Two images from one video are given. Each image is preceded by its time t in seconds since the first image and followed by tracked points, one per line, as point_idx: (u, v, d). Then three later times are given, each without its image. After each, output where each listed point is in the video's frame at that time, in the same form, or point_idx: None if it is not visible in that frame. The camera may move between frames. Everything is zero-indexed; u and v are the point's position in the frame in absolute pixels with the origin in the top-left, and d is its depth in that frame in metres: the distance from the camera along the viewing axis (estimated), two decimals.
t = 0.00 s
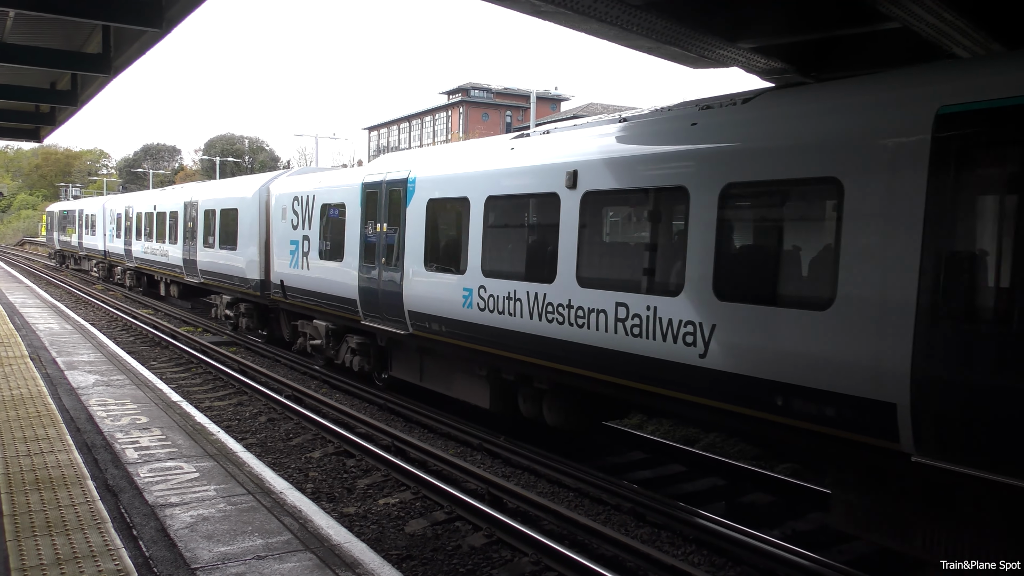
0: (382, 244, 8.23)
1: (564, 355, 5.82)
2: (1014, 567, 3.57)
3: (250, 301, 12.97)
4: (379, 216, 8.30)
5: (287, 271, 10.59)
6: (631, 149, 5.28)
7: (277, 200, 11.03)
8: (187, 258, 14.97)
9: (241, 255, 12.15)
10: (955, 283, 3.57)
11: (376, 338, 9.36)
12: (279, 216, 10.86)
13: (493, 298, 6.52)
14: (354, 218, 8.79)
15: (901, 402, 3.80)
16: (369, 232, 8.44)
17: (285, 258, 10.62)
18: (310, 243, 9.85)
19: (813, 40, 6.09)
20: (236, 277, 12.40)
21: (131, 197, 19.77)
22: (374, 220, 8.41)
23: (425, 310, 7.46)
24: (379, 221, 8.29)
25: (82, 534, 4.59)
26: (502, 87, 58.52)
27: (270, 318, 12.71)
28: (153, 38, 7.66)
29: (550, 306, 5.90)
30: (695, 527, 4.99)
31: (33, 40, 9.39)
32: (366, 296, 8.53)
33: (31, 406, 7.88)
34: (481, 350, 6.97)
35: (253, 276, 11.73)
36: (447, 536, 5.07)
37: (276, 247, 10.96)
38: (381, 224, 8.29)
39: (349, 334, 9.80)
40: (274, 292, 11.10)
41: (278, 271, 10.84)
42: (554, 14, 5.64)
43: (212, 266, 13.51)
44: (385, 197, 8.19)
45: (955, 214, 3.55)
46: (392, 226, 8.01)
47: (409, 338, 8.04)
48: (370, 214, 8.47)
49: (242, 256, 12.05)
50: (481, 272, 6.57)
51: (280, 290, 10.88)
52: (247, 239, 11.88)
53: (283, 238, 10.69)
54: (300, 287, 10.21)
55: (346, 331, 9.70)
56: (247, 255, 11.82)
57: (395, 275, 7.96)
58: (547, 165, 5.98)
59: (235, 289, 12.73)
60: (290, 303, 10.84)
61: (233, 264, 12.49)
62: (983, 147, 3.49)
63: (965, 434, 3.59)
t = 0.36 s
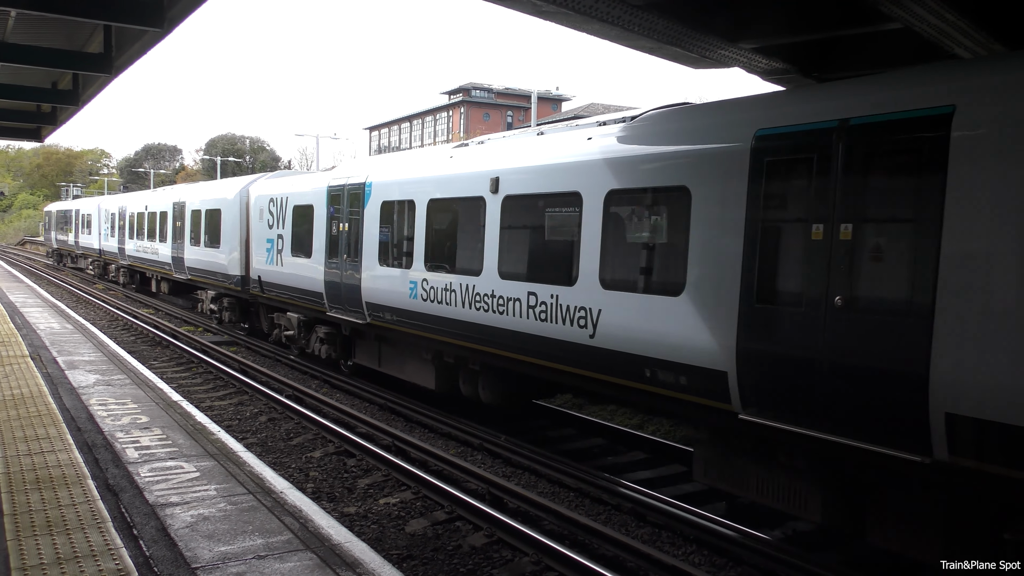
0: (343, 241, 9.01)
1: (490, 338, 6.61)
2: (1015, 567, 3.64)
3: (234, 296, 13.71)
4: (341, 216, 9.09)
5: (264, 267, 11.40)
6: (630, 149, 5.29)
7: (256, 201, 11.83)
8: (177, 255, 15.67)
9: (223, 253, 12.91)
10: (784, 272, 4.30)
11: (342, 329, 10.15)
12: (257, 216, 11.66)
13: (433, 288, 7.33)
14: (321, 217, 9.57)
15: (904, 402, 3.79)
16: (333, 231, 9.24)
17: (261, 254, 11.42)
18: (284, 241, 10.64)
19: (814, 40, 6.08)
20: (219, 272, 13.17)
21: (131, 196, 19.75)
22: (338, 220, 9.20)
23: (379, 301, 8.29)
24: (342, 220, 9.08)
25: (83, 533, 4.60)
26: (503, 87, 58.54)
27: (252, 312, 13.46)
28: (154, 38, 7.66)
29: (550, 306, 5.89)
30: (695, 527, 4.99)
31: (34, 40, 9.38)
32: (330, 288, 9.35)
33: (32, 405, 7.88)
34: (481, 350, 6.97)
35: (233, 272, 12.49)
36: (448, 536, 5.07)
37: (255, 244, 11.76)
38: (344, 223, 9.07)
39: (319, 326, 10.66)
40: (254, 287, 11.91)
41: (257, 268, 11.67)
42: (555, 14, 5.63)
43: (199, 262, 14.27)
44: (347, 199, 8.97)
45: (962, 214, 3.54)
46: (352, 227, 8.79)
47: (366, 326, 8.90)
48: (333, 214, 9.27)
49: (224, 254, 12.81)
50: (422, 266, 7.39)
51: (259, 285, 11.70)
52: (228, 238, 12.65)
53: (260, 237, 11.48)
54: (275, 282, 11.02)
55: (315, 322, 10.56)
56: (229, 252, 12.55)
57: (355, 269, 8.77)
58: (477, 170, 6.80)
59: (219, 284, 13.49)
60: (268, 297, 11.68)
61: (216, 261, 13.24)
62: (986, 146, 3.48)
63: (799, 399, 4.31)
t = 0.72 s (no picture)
0: (313, 238, 9.84)
1: (433, 324, 7.38)
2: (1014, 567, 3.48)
3: (219, 291, 14.54)
4: (310, 216, 9.93)
5: (246, 263, 12.29)
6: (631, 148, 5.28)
7: (237, 200, 12.64)
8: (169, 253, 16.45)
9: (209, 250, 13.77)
10: (659, 262, 5.02)
11: (314, 320, 10.96)
12: (239, 215, 12.52)
13: (387, 280, 8.13)
14: (294, 216, 10.41)
15: (907, 402, 3.77)
16: (304, 228, 10.07)
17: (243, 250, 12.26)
18: (263, 238, 11.47)
19: (816, 39, 6.07)
20: (205, 268, 14.04)
21: (131, 194, 19.76)
22: (308, 218, 10.02)
23: (343, 293, 9.09)
24: (311, 219, 9.92)
25: (84, 531, 4.60)
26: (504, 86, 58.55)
27: (236, 306, 14.13)
28: (156, 37, 7.66)
29: (551, 305, 5.89)
30: (697, 527, 4.98)
31: (36, 38, 9.39)
32: (303, 282, 10.15)
33: (33, 403, 7.89)
34: (482, 350, 6.98)
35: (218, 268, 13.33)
36: (449, 535, 5.07)
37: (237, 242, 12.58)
38: (313, 222, 9.87)
39: (296, 318, 11.42)
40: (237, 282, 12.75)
41: (239, 264, 12.53)
42: (557, 13, 5.63)
43: (188, 259, 15.11)
44: (316, 200, 9.81)
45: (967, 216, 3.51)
46: (320, 225, 9.64)
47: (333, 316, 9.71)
48: (304, 213, 10.08)
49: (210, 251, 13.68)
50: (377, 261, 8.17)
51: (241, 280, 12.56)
52: (214, 236, 13.51)
53: (241, 234, 12.37)
54: (255, 277, 11.88)
55: (290, 314, 11.32)
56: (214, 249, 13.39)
57: (322, 263, 9.61)
58: (426, 175, 7.59)
59: (205, 279, 14.34)
60: (249, 291, 12.49)
61: (202, 258, 14.10)
62: (989, 146, 3.47)
63: (670, 369, 5.02)
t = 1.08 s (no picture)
0: (286, 235, 10.56)
1: (404, 315, 7.86)
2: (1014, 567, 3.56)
3: (206, 285, 15.31)
4: (284, 214, 10.65)
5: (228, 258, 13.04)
6: (631, 147, 5.29)
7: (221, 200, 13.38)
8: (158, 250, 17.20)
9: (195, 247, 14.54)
10: (566, 255, 5.76)
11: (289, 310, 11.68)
12: (222, 213, 13.26)
13: (352, 273, 8.88)
14: (270, 214, 11.14)
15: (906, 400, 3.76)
16: (279, 225, 10.78)
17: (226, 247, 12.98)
18: (243, 236, 12.20)
19: (818, 37, 6.07)
20: (192, 264, 14.78)
21: (132, 194, 19.77)
22: (283, 216, 10.73)
23: (312, 285, 9.84)
24: (285, 217, 10.62)
25: (85, 530, 4.60)
26: (505, 84, 58.50)
27: (220, 299, 14.88)
28: (157, 35, 7.66)
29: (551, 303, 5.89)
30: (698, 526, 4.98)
31: (37, 37, 9.39)
32: (278, 276, 10.86)
33: (35, 402, 7.89)
34: (482, 348, 6.98)
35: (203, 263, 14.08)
36: (450, 533, 5.07)
37: (221, 240, 13.31)
38: (287, 220, 10.59)
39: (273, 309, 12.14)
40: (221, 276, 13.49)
41: (222, 259, 13.26)
42: (558, 11, 5.62)
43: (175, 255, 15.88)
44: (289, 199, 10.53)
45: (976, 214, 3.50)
46: (292, 223, 10.37)
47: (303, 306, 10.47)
48: (279, 212, 10.79)
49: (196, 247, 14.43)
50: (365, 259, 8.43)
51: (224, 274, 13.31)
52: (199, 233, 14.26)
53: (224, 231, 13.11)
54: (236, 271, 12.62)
55: (268, 306, 12.05)
56: (201, 246, 14.11)
57: (294, 257, 10.31)
58: (397, 175, 8.07)
59: (192, 274, 15.10)
60: (232, 284, 13.22)
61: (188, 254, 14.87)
62: (991, 143, 3.46)
63: (573, 346, 5.75)
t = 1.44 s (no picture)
0: (264, 232, 11.31)
1: (404, 316, 7.86)
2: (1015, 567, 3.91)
3: (193, 280, 16.13)
4: (261, 213, 11.40)
5: (212, 255, 13.84)
6: (632, 146, 5.28)
7: (206, 200, 14.21)
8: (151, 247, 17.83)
9: (184, 244, 15.36)
10: (492, 251, 6.56)
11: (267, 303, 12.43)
12: (206, 213, 14.07)
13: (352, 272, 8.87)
14: (249, 213, 11.90)
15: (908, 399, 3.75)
16: (257, 223, 11.55)
17: (211, 244, 13.72)
18: (225, 233, 12.94)
19: (819, 36, 6.06)
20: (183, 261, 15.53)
21: (131, 192, 19.78)
22: (260, 215, 11.49)
23: (287, 279, 10.57)
24: (262, 216, 11.37)
25: (85, 529, 4.59)
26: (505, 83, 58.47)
27: (207, 293, 15.69)
28: (157, 34, 7.65)
29: (552, 302, 5.89)
30: (699, 525, 4.97)
31: (37, 35, 9.37)
32: (257, 271, 11.58)
33: (35, 400, 7.89)
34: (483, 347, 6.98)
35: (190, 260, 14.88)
36: (450, 532, 5.07)
37: (206, 237, 14.04)
38: (264, 218, 11.37)
39: (254, 302, 12.86)
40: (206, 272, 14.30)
41: (207, 256, 14.06)
42: (559, 9, 5.61)
43: (167, 253, 16.60)
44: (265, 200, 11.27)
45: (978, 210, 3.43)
46: (269, 221, 11.14)
47: (279, 299, 11.25)
48: (257, 212, 11.50)
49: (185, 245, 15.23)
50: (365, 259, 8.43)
51: (208, 270, 14.11)
52: (188, 232, 15.07)
53: (208, 230, 13.93)
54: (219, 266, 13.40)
55: (249, 298, 12.77)
56: (189, 244, 14.98)
57: (270, 253, 11.06)
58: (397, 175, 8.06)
59: (181, 270, 15.94)
60: (216, 279, 14.02)
61: (177, 252, 15.67)
62: (993, 141, 3.45)
63: (498, 330, 6.54)
